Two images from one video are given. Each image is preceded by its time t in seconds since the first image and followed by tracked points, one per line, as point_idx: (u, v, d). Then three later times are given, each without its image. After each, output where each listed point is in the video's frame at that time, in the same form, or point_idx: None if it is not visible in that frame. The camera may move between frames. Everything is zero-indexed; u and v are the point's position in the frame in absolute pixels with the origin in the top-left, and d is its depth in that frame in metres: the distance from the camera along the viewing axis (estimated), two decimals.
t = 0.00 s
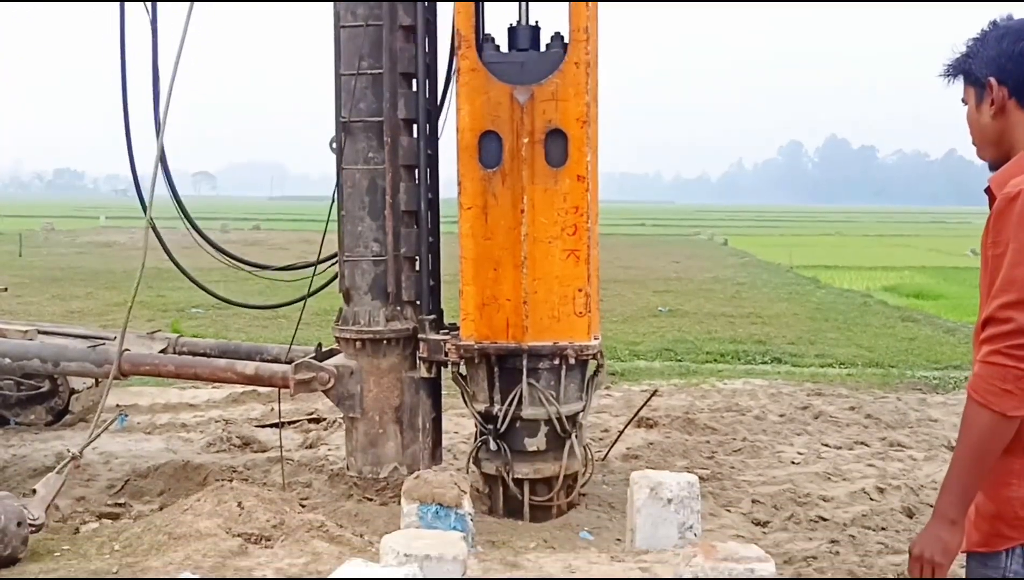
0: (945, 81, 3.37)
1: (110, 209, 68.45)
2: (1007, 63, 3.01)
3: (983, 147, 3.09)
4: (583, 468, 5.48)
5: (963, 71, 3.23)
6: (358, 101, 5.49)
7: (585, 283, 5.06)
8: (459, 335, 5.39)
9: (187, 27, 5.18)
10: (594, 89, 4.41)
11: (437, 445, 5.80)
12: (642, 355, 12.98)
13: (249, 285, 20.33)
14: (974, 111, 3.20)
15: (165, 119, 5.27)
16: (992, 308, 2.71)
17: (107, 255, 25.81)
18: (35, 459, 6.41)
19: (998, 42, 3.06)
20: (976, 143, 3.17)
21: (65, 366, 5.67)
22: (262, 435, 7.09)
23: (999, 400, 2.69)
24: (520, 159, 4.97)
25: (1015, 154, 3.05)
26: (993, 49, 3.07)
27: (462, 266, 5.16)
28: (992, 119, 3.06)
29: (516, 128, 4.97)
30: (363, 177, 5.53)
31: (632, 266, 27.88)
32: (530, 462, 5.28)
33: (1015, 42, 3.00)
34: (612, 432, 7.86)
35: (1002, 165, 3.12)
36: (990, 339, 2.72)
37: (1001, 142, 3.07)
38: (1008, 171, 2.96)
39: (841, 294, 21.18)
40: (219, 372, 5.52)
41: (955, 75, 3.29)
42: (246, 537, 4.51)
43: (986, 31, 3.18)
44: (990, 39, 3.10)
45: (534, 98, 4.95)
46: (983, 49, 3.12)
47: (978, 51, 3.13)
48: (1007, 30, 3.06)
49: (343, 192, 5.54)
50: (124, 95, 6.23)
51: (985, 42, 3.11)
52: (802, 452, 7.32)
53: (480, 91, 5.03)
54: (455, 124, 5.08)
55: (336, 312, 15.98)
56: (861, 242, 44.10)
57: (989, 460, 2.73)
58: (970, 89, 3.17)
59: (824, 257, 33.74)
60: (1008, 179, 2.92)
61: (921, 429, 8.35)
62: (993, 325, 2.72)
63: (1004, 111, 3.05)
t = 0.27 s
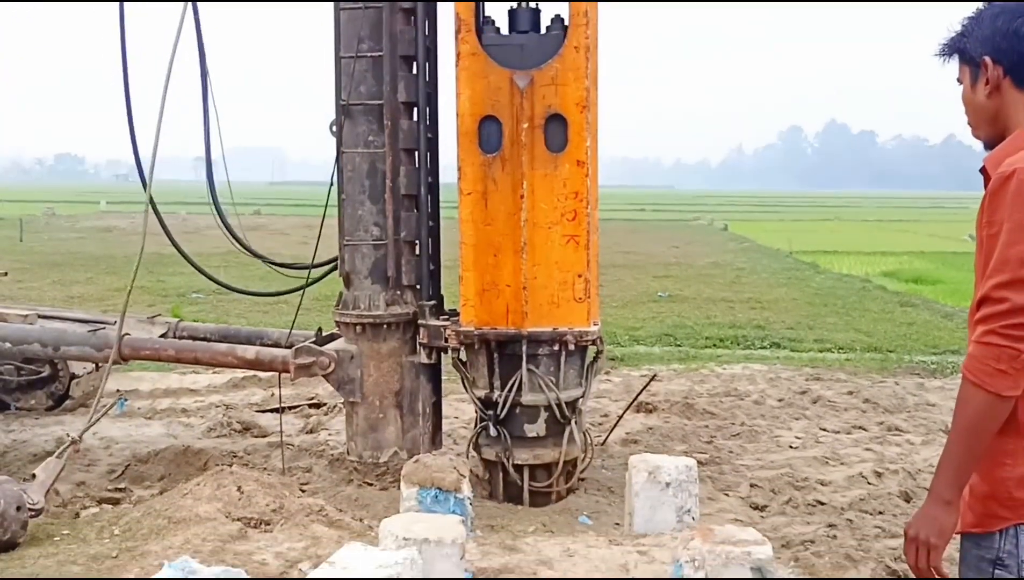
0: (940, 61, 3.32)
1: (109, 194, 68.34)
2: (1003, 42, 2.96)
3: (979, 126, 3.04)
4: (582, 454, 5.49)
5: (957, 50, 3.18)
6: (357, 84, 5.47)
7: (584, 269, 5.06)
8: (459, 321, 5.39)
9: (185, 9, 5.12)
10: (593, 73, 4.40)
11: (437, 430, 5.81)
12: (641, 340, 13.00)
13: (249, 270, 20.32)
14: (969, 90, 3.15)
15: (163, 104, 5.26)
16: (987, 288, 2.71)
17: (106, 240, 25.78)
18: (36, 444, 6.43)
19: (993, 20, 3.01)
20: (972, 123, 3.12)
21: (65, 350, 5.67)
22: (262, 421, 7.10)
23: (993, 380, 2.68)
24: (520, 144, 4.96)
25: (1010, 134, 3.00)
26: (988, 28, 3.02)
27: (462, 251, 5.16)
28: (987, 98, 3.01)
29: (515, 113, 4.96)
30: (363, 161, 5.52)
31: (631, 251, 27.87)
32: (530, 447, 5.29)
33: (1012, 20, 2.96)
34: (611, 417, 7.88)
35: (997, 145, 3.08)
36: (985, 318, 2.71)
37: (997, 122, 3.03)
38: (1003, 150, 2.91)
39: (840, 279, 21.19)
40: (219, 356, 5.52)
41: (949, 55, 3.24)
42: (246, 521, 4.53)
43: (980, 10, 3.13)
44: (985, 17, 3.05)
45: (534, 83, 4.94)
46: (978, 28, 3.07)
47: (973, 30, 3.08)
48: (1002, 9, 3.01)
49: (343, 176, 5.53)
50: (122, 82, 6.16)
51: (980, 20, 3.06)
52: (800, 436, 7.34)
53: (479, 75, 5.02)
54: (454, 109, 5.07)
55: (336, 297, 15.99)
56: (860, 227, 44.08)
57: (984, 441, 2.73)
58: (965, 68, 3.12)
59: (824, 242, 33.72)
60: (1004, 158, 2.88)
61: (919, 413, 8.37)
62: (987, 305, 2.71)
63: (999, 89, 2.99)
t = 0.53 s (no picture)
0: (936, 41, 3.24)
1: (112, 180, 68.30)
2: (999, 21, 2.88)
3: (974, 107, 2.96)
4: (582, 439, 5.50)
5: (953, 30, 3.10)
6: (357, 68, 5.45)
7: (584, 253, 5.05)
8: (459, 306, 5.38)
9: None
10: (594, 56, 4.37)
11: (438, 415, 5.80)
12: (643, 326, 13.00)
13: (251, 255, 20.33)
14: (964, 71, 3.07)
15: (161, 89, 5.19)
16: (982, 268, 2.67)
17: (108, 226, 25.77)
18: (37, 429, 6.44)
19: None
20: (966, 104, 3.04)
21: (65, 335, 5.66)
22: (263, 406, 7.11)
23: (986, 360, 2.64)
24: (520, 128, 4.94)
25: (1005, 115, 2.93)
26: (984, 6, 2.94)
27: (463, 236, 5.14)
28: (983, 79, 2.93)
29: (516, 97, 4.94)
30: (363, 145, 5.49)
31: (634, 237, 27.85)
32: (529, 432, 5.29)
33: None
34: (612, 402, 7.89)
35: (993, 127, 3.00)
36: (979, 299, 2.67)
37: (991, 103, 2.95)
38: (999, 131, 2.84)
39: (843, 265, 21.17)
40: (219, 341, 5.52)
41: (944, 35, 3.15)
42: (245, 505, 4.55)
43: None
44: None
45: (534, 67, 4.92)
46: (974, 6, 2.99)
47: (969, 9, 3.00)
48: None
49: (343, 160, 5.51)
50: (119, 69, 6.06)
51: None
52: (801, 421, 7.34)
53: (480, 59, 5.00)
54: (454, 93, 5.04)
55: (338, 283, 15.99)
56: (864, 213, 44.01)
57: (977, 421, 2.69)
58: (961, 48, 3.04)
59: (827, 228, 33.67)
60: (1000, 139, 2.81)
61: (920, 399, 8.37)
62: (981, 287, 2.67)
63: (996, 70, 2.92)
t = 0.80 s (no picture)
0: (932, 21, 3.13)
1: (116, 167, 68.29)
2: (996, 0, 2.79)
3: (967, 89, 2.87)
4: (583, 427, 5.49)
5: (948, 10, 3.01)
6: (356, 53, 5.43)
7: (585, 241, 5.03)
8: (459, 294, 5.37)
9: None
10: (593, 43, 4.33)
11: (438, 402, 5.79)
12: (646, 314, 12.98)
13: (254, 243, 20.32)
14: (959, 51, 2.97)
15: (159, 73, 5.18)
16: (974, 252, 2.61)
17: (112, 213, 25.77)
18: (38, 416, 6.45)
19: None
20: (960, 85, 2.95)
21: (65, 322, 5.67)
22: (264, 392, 7.12)
23: (978, 345, 2.59)
24: (521, 116, 4.91)
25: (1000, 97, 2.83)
26: None
27: (463, 224, 5.13)
28: (978, 61, 2.83)
29: (516, 84, 4.91)
30: (362, 131, 5.49)
31: (639, 225, 27.79)
32: (530, 420, 5.29)
33: None
34: (613, 389, 7.88)
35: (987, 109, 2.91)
36: (971, 285, 2.62)
37: (986, 85, 2.86)
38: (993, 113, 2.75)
39: (848, 253, 21.11)
40: (219, 328, 5.52)
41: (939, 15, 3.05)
42: (242, 491, 4.56)
43: None
44: None
45: (534, 54, 4.88)
46: None
47: None
48: None
49: (342, 146, 5.50)
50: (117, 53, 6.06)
51: None
52: (803, 409, 7.33)
53: (480, 46, 4.97)
54: (454, 80, 5.02)
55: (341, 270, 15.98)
56: (870, 201, 43.87)
57: (969, 408, 2.65)
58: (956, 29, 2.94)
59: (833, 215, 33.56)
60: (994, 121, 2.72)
61: (924, 387, 8.35)
62: (973, 272, 2.61)
63: (991, 52, 2.83)
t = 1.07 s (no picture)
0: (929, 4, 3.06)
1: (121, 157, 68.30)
2: None
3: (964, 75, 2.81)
4: (584, 417, 5.48)
5: None
6: (354, 42, 5.41)
7: (586, 231, 5.01)
8: (459, 284, 5.36)
9: None
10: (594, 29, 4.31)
11: (438, 390, 5.79)
12: (651, 304, 12.96)
13: (259, 232, 20.34)
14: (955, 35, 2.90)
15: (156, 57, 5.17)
16: (966, 239, 2.51)
17: (116, 203, 25.78)
18: (39, 404, 6.46)
19: None
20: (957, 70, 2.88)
21: (64, 311, 5.66)
22: (265, 382, 7.12)
23: (969, 333, 2.50)
24: (521, 104, 4.89)
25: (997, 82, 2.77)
26: None
27: (463, 213, 5.11)
28: (975, 45, 2.77)
29: (516, 72, 4.89)
30: (361, 120, 5.46)
31: (644, 215, 27.74)
32: (530, 410, 5.28)
33: None
34: (616, 379, 7.87)
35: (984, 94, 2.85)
36: (963, 271, 2.52)
37: (984, 69, 2.79)
38: (988, 96, 2.67)
39: (855, 243, 21.05)
40: (218, 317, 5.52)
41: None
42: (240, 479, 4.57)
43: None
44: None
45: (535, 41, 4.86)
46: None
47: None
48: None
49: (341, 136, 5.48)
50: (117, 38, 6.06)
51: None
52: (807, 399, 7.32)
53: (480, 34, 4.95)
54: (454, 68, 5.00)
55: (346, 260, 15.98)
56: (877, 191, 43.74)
57: (960, 395, 2.56)
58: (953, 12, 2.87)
59: (841, 205, 33.47)
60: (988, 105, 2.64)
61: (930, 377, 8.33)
62: (965, 258, 2.52)
63: (987, 35, 2.76)
